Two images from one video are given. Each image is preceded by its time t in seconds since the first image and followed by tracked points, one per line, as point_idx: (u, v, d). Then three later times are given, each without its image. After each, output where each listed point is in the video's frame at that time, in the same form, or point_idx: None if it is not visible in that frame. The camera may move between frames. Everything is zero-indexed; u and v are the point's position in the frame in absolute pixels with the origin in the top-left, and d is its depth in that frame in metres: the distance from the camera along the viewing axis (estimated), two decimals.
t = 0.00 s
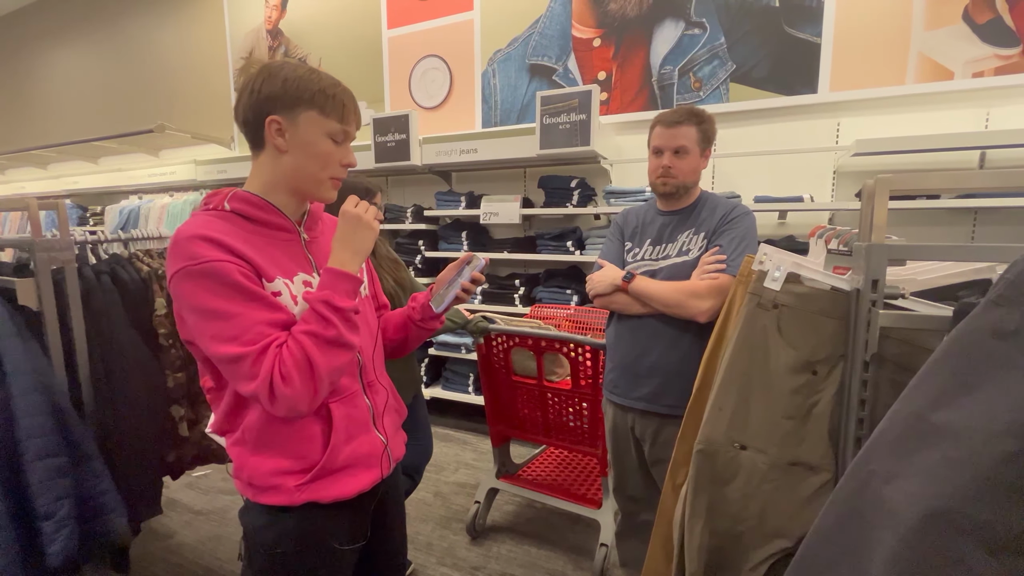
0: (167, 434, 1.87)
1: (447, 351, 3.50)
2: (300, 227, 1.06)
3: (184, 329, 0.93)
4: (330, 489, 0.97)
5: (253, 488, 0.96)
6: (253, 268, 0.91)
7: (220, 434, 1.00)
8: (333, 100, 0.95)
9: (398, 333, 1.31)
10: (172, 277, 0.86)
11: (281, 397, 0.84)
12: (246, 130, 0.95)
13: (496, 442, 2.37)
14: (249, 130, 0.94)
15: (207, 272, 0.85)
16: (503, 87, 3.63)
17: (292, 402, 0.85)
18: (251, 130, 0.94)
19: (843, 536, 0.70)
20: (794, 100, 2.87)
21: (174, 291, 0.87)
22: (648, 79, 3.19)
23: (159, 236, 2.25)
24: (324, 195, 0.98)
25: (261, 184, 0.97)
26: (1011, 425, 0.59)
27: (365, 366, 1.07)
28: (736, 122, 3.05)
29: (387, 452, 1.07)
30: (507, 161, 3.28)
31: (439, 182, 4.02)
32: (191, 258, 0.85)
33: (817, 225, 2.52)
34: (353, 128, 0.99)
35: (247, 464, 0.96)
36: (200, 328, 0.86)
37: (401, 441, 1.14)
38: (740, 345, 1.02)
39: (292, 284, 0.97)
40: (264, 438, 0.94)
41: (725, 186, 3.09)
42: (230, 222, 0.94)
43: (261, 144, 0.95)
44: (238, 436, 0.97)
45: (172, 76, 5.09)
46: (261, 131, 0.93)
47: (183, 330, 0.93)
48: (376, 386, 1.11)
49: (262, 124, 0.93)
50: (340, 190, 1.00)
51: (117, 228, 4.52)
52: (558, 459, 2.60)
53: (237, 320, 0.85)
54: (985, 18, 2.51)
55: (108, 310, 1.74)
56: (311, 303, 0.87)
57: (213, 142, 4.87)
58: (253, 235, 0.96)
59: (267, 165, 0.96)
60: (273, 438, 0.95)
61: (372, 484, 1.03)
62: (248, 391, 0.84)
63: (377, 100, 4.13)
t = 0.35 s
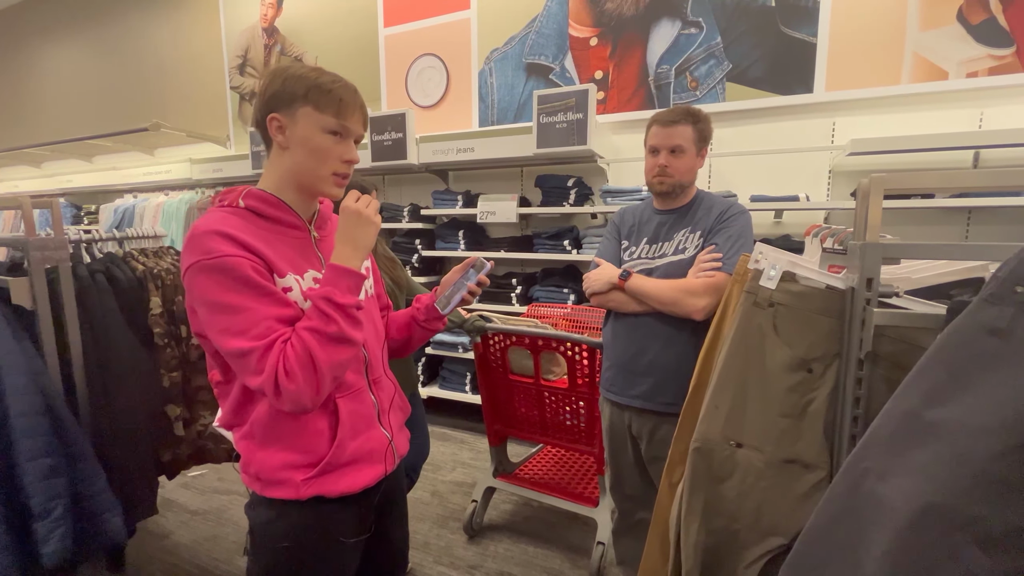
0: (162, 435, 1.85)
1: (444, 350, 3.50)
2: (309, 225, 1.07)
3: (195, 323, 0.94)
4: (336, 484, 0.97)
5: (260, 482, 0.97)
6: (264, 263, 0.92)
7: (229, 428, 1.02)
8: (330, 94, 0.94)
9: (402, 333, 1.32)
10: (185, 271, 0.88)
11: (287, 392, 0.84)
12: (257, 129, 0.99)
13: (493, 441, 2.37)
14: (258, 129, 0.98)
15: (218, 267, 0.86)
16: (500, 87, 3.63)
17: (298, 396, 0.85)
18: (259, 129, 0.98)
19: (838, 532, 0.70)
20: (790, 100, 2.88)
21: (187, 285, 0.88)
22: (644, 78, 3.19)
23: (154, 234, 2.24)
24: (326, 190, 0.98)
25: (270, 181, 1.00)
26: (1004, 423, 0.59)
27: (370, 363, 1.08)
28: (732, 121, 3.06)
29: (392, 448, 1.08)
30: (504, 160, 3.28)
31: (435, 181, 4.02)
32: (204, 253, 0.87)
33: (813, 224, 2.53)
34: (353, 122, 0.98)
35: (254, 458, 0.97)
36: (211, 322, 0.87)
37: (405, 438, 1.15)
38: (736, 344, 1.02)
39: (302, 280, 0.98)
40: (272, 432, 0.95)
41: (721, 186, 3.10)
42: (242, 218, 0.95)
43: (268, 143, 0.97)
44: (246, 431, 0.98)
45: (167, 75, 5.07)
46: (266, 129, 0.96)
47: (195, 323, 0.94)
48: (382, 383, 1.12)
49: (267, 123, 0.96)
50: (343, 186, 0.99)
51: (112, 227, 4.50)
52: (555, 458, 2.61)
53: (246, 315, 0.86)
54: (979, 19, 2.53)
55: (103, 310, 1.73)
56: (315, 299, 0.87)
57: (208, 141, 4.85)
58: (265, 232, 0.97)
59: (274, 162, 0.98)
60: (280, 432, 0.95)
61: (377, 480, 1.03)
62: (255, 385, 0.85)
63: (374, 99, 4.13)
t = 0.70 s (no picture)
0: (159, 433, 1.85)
1: (442, 349, 3.50)
2: (326, 223, 1.11)
3: (216, 312, 0.98)
4: (342, 476, 0.99)
5: (270, 470, 0.99)
6: (282, 255, 0.96)
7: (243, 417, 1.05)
8: (341, 94, 0.97)
9: (408, 335, 1.33)
10: (208, 260, 0.92)
11: (297, 379, 0.87)
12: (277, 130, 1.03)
13: (491, 439, 2.37)
14: (278, 130, 1.02)
15: (238, 257, 0.89)
16: (497, 85, 3.62)
17: (307, 384, 0.87)
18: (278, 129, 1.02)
19: (831, 528, 0.71)
20: (786, 98, 2.89)
21: (209, 274, 0.93)
22: (642, 76, 3.19)
23: (150, 233, 2.24)
24: (341, 186, 1.01)
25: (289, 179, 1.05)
26: (995, 418, 0.60)
27: (378, 358, 1.10)
28: (729, 119, 3.06)
29: (398, 444, 1.09)
30: (501, 158, 3.28)
31: (433, 179, 4.01)
32: (226, 243, 0.91)
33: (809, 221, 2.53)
34: (364, 120, 1.00)
35: (265, 445, 1.00)
36: (229, 309, 0.90)
37: (411, 435, 1.16)
38: (732, 341, 1.02)
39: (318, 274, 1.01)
40: (283, 420, 0.98)
41: (718, 183, 3.10)
42: (264, 213, 0.99)
43: (287, 144, 1.02)
44: (258, 419, 1.01)
45: (163, 73, 5.05)
46: (284, 129, 1.01)
47: (216, 313, 0.98)
48: (389, 379, 1.14)
49: (284, 123, 1.00)
50: (357, 183, 1.03)
51: (108, 226, 4.49)
52: (553, 456, 2.61)
53: (263, 303, 0.89)
54: (975, 16, 2.54)
55: (98, 309, 1.73)
56: (322, 289, 0.89)
57: (205, 140, 4.84)
58: (284, 227, 1.01)
59: (292, 161, 1.03)
60: (292, 420, 0.98)
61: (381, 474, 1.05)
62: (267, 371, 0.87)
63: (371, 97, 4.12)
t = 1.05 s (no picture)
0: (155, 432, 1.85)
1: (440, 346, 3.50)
2: (342, 220, 1.14)
3: (236, 303, 1.01)
4: (352, 466, 1.03)
5: (284, 457, 1.04)
6: (300, 250, 0.98)
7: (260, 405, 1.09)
8: (364, 98, 1.01)
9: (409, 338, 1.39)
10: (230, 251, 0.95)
11: (311, 368, 0.88)
12: (299, 131, 1.07)
13: (489, 437, 2.38)
14: (300, 132, 1.06)
15: (258, 249, 0.92)
16: (495, 82, 3.62)
17: (320, 374, 0.89)
18: (300, 130, 1.06)
19: (825, 523, 0.71)
20: (784, 94, 2.89)
21: (231, 264, 0.96)
22: (639, 73, 3.19)
23: (146, 231, 2.23)
24: (359, 185, 1.05)
25: (310, 179, 1.08)
26: (985, 412, 0.61)
27: (389, 354, 1.14)
28: (726, 116, 3.06)
29: (406, 436, 1.14)
30: (499, 156, 3.28)
31: (430, 176, 4.01)
32: (247, 236, 0.94)
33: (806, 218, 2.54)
34: (384, 122, 1.03)
35: (282, 432, 1.04)
36: (249, 298, 0.93)
37: (419, 429, 1.20)
38: (728, 337, 1.04)
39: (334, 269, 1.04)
40: (299, 410, 1.02)
41: (715, 181, 3.11)
42: (284, 209, 1.02)
43: (309, 143, 1.06)
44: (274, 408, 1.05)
45: (159, 71, 5.03)
46: (306, 130, 1.04)
47: (235, 303, 1.02)
48: (399, 374, 1.18)
49: (307, 125, 1.04)
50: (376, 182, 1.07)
51: (104, 224, 4.48)
52: (552, 453, 2.62)
53: (281, 293, 0.92)
54: (971, 13, 2.54)
55: (94, 307, 1.73)
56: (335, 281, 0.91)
57: (201, 138, 4.82)
58: (303, 223, 1.04)
59: (313, 162, 1.06)
60: (306, 410, 1.02)
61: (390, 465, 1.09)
62: (284, 358, 0.90)
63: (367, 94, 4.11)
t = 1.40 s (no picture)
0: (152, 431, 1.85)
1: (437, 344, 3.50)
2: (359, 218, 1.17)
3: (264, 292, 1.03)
4: (366, 456, 1.07)
5: (300, 444, 1.08)
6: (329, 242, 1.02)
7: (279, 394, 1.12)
8: (381, 97, 1.03)
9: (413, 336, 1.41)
10: (262, 240, 0.97)
11: (351, 350, 0.93)
12: (316, 132, 1.09)
13: (486, 434, 2.38)
14: (318, 132, 1.08)
15: (295, 240, 0.95)
16: (492, 78, 3.61)
17: (360, 356, 0.94)
18: (319, 131, 1.08)
19: (822, 519, 0.71)
20: (781, 91, 2.88)
21: (263, 252, 0.97)
22: (637, 69, 3.18)
23: (142, 229, 2.21)
24: (379, 183, 1.08)
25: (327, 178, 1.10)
26: (983, 408, 0.61)
27: (400, 348, 1.19)
28: (723, 113, 3.06)
29: (416, 428, 1.18)
30: (496, 152, 3.27)
31: (427, 174, 4.00)
32: (281, 226, 0.96)
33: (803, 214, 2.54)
34: (400, 121, 1.07)
35: (303, 420, 1.08)
36: (283, 287, 0.96)
37: (428, 421, 1.25)
38: (724, 333, 1.03)
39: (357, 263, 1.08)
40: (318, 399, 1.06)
41: (712, 178, 3.10)
42: (310, 204, 1.04)
43: (327, 144, 1.08)
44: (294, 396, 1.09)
45: (153, 68, 5.01)
46: (325, 131, 1.06)
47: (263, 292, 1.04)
48: (408, 367, 1.23)
49: (325, 125, 1.06)
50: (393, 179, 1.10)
51: (100, 222, 4.47)
52: (549, 450, 2.62)
53: (317, 281, 0.94)
54: (968, 9, 2.54)
55: (88, 305, 1.72)
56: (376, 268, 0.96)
57: (197, 135, 4.80)
58: (328, 217, 1.07)
59: (332, 161, 1.09)
60: (330, 398, 1.07)
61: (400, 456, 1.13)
62: (321, 342, 0.93)
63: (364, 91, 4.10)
